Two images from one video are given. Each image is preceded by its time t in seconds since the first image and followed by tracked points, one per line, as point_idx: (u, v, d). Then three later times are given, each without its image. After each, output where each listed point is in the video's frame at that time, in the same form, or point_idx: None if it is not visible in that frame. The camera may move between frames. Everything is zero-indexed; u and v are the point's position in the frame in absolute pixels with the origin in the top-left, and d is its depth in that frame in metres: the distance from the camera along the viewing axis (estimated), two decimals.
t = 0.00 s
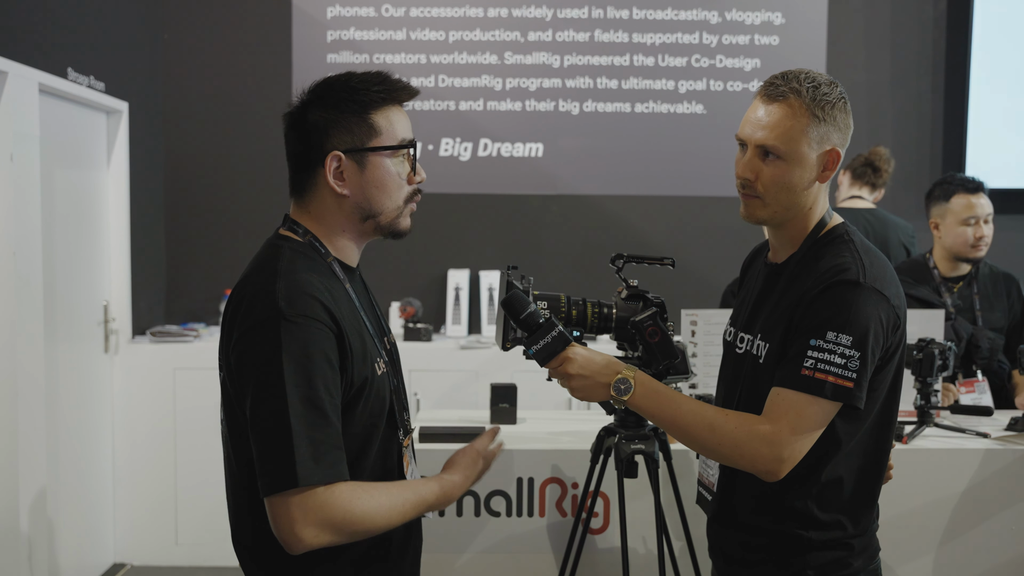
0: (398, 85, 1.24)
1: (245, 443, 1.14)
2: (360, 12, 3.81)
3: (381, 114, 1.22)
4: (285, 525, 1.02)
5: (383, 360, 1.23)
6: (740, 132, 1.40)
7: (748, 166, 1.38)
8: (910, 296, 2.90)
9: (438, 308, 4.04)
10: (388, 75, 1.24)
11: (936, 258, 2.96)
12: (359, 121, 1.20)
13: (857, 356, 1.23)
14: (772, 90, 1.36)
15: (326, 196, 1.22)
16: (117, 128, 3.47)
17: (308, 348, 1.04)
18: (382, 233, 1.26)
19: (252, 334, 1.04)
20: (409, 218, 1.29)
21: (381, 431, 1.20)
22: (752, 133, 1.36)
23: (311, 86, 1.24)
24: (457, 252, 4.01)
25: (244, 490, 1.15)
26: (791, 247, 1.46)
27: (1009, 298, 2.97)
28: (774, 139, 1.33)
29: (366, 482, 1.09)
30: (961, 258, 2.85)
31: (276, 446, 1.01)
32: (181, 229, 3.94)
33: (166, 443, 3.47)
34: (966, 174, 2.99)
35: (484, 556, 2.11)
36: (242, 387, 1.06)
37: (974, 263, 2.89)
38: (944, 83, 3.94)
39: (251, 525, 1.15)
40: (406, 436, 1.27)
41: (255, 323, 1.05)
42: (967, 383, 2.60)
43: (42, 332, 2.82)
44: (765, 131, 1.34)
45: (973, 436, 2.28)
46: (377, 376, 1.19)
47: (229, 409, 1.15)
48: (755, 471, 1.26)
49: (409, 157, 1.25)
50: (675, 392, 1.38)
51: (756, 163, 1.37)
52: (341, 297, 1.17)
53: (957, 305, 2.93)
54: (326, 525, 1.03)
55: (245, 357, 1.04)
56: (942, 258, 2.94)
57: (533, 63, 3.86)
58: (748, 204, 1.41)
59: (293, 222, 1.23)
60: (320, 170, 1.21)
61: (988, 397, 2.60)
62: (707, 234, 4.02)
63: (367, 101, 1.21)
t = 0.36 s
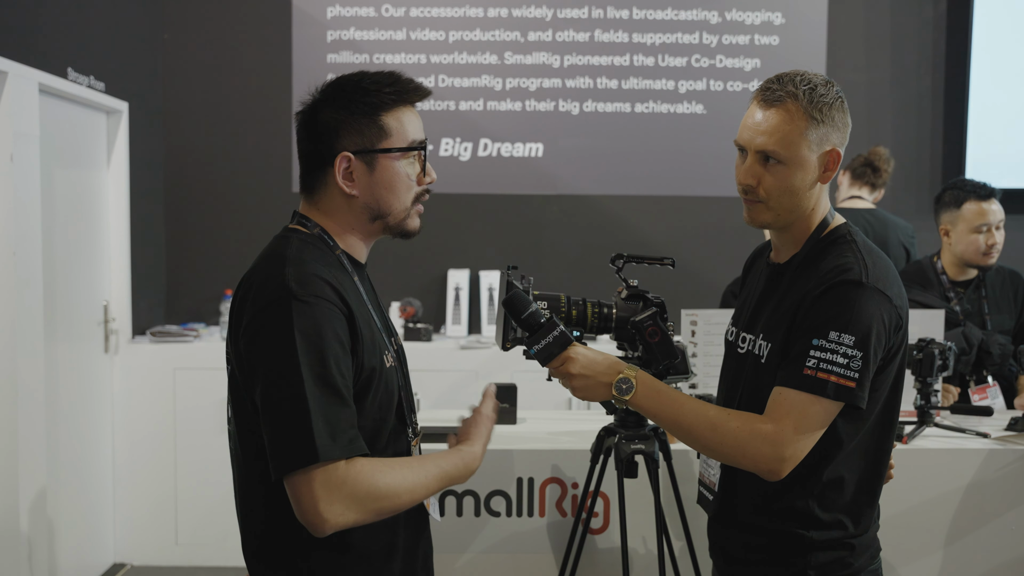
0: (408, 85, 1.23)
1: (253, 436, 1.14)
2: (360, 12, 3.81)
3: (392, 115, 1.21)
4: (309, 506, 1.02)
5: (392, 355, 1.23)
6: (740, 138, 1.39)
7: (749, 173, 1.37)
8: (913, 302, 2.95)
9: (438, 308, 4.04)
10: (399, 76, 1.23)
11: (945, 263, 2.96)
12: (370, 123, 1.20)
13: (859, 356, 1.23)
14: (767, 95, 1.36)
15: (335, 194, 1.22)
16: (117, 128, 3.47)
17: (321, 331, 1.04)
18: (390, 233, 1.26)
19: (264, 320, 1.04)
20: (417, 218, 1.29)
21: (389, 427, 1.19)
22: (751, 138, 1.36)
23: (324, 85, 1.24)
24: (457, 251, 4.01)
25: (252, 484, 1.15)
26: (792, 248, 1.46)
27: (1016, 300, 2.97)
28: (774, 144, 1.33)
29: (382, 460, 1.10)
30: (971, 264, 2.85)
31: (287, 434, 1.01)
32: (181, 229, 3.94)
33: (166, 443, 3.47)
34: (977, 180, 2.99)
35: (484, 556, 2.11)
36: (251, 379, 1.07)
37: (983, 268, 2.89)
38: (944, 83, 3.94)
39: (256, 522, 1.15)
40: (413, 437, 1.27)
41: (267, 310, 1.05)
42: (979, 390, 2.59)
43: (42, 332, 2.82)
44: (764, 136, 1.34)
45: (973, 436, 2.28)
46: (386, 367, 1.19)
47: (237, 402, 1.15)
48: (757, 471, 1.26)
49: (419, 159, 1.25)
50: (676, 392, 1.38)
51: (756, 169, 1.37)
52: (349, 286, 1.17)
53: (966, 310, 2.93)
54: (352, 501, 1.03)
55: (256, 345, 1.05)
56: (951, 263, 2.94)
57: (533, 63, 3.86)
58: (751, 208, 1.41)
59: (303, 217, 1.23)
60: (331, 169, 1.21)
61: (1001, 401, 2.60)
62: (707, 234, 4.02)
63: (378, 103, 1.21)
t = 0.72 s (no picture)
0: (408, 80, 1.23)
1: (256, 434, 1.14)
2: (360, 12, 3.81)
3: (392, 110, 1.22)
4: (311, 504, 1.01)
5: (397, 355, 1.23)
6: (740, 140, 1.39)
7: (750, 175, 1.37)
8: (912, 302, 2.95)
9: (438, 308, 4.04)
10: (398, 72, 1.23)
11: (944, 265, 2.97)
12: (370, 118, 1.20)
13: (860, 355, 1.24)
14: (766, 96, 1.36)
15: (339, 192, 1.22)
16: (117, 128, 3.47)
17: (327, 327, 1.04)
18: (397, 230, 1.26)
19: (270, 317, 1.05)
20: (424, 214, 1.28)
21: (394, 426, 1.19)
22: (750, 141, 1.36)
23: (322, 87, 1.24)
24: (457, 251, 4.01)
25: (254, 483, 1.15)
26: (794, 247, 1.46)
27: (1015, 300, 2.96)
28: (774, 147, 1.33)
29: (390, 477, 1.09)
30: (971, 266, 2.85)
31: (291, 432, 1.01)
32: (181, 229, 3.93)
33: (166, 443, 3.47)
34: (975, 184, 3.01)
35: (484, 556, 2.11)
36: (257, 376, 1.07)
37: (982, 271, 2.89)
38: (944, 83, 3.94)
39: (259, 522, 1.15)
40: (418, 438, 1.27)
41: (273, 306, 1.05)
42: (979, 393, 2.59)
43: (42, 332, 2.82)
44: (764, 139, 1.34)
45: (973, 436, 2.28)
46: (392, 368, 1.19)
47: (241, 400, 1.16)
48: (758, 470, 1.26)
49: (421, 153, 1.25)
50: (677, 391, 1.38)
51: (757, 172, 1.37)
52: (356, 286, 1.17)
53: (965, 312, 2.93)
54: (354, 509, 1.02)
55: (261, 341, 1.05)
56: (951, 266, 2.95)
57: (533, 63, 3.86)
58: (752, 211, 1.41)
59: (310, 217, 1.23)
60: (333, 167, 1.21)
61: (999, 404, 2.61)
62: (707, 234, 4.03)
63: (378, 97, 1.21)
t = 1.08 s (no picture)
0: (406, 77, 1.23)
1: (257, 433, 1.14)
2: (360, 12, 3.81)
3: (391, 106, 1.21)
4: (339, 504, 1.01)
5: (399, 355, 1.23)
6: (739, 143, 1.39)
7: (750, 176, 1.37)
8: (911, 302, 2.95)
9: (438, 308, 4.04)
10: (397, 68, 1.23)
11: (942, 264, 2.97)
12: (369, 114, 1.20)
13: (860, 354, 1.24)
14: (765, 99, 1.36)
15: (339, 190, 1.22)
16: (117, 128, 3.47)
17: (335, 331, 1.04)
18: (397, 228, 1.25)
19: (272, 318, 1.05)
20: (424, 211, 1.28)
21: (396, 426, 1.19)
22: (749, 144, 1.36)
23: (321, 85, 1.24)
24: (457, 251, 4.02)
25: (254, 483, 1.15)
26: (795, 247, 1.46)
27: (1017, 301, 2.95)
28: (773, 149, 1.33)
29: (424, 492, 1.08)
30: (969, 263, 2.85)
31: (294, 432, 1.01)
32: (181, 229, 3.94)
33: (166, 443, 3.47)
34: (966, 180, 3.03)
35: (484, 556, 2.11)
36: (258, 376, 1.07)
37: (981, 268, 2.90)
38: (944, 83, 3.94)
39: (260, 521, 1.15)
40: (419, 439, 1.27)
41: (275, 307, 1.05)
42: (978, 390, 2.60)
43: (42, 332, 2.82)
44: (763, 142, 1.34)
45: (973, 436, 2.28)
46: (395, 370, 1.19)
47: (242, 401, 1.16)
48: (758, 469, 1.26)
49: (421, 150, 1.24)
50: (676, 388, 1.38)
51: (756, 175, 1.37)
52: (358, 289, 1.17)
53: (964, 311, 2.93)
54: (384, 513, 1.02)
55: (263, 343, 1.05)
56: (948, 265, 2.95)
57: (533, 63, 3.86)
58: (752, 213, 1.41)
59: (310, 216, 1.23)
60: (333, 165, 1.21)
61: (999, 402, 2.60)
62: (707, 234, 4.03)
63: (377, 94, 1.21)
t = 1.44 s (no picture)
0: (408, 75, 1.24)
1: (266, 437, 1.13)
2: (360, 12, 3.81)
3: (395, 104, 1.22)
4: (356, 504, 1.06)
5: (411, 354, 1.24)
6: (740, 140, 1.39)
7: (750, 174, 1.37)
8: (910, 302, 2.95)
9: (438, 308, 4.04)
10: (398, 66, 1.24)
11: (941, 264, 2.97)
12: (374, 113, 1.20)
13: (859, 355, 1.23)
14: (767, 97, 1.36)
15: (346, 189, 1.22)
16: (117, 128, 3.47)
17: (359, 345, 1.06)
18: (402, 226, 1.26)
19: (296, 331, 1.05)
20: (426, 208, 1.29)
21: (406, 424, 1.20)
22: (751, 140, 1.36)
23: (319, 85, 1.24)
24: (457, 251, 4.02)
25: (263, 484, 1.16)
26: (793, 247, 1.46)
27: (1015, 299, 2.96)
28: (774, 146, 1.33)
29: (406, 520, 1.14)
30: (969, 263, 2.85)
31: (329, 446, 1.04)
32: (181, 229, 3.94)
33: (166, 443, 3.47)
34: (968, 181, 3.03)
35: (484, 556, 2.11)
36: (278, 386, 1.07)
37: (980, 267, 2.90)
38: (944, 83, 3.94)
39: (266, 521, 1.16)
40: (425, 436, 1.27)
41: (300, 321, 1.05)
42: (978, 390, 2.59)
43: (42, 332, 2.82)
44: (765, 138, 1.34)
45: (973, 436, 2.28)
46: (408, 370, 1.21)
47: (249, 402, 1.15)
48: (755, 468, 1.26)
49: (424, 147, 1.25)
50: (675, 388, 1.38)
51: (757, 171, 1.37)
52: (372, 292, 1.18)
53: (963, 310, 2.93)
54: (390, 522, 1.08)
55: (286, 353, 1.05)
56: (948, 264, 2.95)
57: (533, 63, 3.86)
58: (751, 211, 1.41)
59: (313, 218, 1.22)
60: (339, 164, 1.21)
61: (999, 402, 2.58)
62: (707, 234, 4.02)
63: (381, 92, 1.21)
